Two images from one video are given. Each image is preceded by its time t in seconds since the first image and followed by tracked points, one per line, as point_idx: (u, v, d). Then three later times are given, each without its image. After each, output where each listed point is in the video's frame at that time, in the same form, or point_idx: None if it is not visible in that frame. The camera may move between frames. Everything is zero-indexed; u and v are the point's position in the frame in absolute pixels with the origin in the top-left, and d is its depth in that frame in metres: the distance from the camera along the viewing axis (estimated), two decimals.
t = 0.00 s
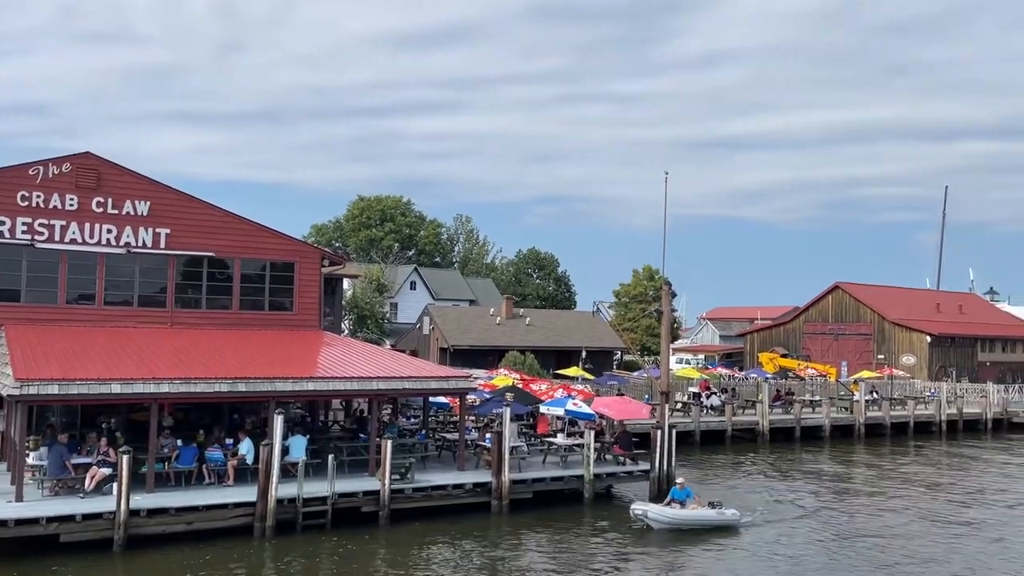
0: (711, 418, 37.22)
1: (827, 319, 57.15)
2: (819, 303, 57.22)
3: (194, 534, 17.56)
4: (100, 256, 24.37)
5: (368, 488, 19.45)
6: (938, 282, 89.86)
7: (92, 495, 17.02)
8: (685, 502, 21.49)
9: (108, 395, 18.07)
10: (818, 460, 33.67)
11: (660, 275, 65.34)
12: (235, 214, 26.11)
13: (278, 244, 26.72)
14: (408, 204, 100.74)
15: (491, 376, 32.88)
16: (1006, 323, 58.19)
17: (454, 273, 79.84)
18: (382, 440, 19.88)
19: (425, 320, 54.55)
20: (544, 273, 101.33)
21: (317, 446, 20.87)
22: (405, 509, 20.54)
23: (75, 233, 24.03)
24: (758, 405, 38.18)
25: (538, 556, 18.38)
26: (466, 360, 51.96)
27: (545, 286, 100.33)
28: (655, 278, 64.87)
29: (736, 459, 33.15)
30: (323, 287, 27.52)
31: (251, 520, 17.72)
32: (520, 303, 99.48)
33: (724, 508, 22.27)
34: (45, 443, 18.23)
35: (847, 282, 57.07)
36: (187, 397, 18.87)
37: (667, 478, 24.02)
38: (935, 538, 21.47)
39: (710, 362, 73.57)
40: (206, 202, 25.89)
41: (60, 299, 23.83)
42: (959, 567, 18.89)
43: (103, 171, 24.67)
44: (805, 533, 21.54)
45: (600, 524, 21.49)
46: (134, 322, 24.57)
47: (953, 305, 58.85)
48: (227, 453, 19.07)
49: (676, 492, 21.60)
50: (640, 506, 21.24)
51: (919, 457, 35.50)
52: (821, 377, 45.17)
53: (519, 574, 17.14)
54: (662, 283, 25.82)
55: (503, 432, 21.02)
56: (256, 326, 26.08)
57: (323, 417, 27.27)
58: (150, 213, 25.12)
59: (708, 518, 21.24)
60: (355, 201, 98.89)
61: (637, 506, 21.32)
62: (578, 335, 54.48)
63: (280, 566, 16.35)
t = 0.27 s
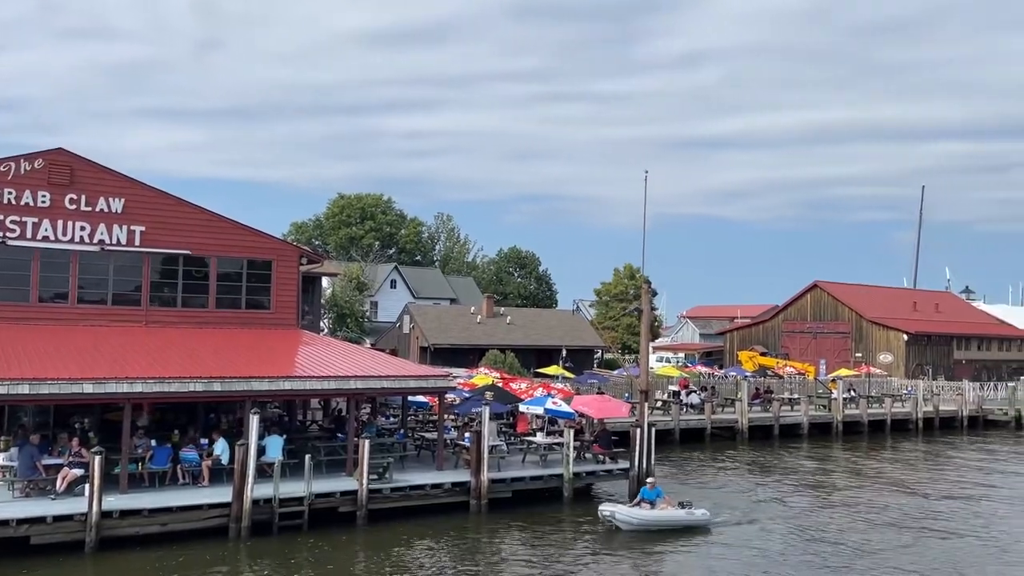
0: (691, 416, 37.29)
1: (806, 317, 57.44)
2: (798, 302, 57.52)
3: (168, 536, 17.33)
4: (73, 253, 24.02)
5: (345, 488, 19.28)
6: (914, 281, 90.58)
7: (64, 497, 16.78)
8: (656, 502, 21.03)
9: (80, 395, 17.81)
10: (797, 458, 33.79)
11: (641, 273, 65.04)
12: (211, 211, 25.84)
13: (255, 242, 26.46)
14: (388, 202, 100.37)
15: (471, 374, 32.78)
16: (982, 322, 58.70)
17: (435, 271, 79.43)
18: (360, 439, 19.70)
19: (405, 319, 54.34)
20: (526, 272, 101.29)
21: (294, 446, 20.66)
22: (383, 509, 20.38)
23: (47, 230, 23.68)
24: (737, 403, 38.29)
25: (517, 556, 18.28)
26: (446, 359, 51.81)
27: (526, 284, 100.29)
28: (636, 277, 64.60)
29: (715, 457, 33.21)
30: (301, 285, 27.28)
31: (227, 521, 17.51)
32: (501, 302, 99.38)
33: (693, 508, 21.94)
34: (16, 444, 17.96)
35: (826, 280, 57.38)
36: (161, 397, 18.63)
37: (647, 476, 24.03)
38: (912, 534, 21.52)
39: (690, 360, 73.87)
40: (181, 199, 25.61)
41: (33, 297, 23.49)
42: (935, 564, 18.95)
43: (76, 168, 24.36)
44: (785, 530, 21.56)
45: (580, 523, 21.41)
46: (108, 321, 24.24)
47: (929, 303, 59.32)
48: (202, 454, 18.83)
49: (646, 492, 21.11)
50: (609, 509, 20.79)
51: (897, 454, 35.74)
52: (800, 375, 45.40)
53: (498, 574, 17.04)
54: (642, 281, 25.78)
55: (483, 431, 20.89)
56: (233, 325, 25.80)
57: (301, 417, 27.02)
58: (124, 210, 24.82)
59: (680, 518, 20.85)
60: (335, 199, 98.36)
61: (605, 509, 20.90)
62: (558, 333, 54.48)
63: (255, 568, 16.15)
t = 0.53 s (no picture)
0: (670, 414, 37.30)
1: (785, 316, 57.67)
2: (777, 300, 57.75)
3: (141, 538, 17.09)
4: (45, 251, 23.65)
5: (322, 489, 19.08)
6: (892, 279, 91.21)
7: (34, 499, 16.53)
8: (627, 502, 20.71)
9: (51, 395, 17.52)
10: (776, 456, 33.86)
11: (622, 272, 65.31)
12: (187, 209, 25.54)
13: (232, 240, 26.17)
14: (368, 200, 99.90)
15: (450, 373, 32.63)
16: (959, 320, 59.17)
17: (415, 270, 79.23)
18: (337, 439, 19.50)
19: (384, 318, 54.07)
20: (507, 270, 101.13)
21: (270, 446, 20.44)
22: (361, 509, 20.20)
23: (19, 227, 23.32)
24: (717, 401, 38.34)
25: (496, 556, 18.16)
26: (426, 358, 51.61)
27: (508, 283, 100.16)
28: (617, 275, 64.86)
29: (695, 455, 33.21)
30: (278, 283, 27.01)
31: (200, 522, 17.29)
32: (482, 300, 99.20)
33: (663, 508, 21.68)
34: None
35: (804, 279, 57.63)
36: (135, 397, 18.36)
37: (626, 474, 24.01)
38: (889, 531, 21.59)
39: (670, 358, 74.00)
40: (156, 196, 25.30)
41: (4, 296, 23.13)
42: (914, 561, 19.00)
43: (49, 164, 24.00)
44: (764, 528, 21.57)
45: (559, 522, 21.31)
46: (81, 320, 23.90)
47: (907, 302, 59.72)
48: (176, 454, 18.57)
49: (617, 493, 20.81)
50: (577, 510, 20.49)
51: (875, 451, 35.89)
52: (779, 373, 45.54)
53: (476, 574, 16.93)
54: (622, 280, 25.73)
55: (461, 430, 20.74)
56: (209, 324, 25.52)
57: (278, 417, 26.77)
58: (98, 207, 24.49)
59: (650, 521, 20.56)
60: (315, 197, 97.71)
61: (573, 510, 20.61)
62: (539, 332, 54.42)
63: (229, 571, 15.93)
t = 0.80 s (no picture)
0: (650, 412, 37.31)
1: (764, 314, 57.89)
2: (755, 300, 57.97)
3: (113, 541, 16.83)
4: (17, 249, 23.29)
5: (298, 489, 18.89)
6: (870, 279, 91.86)
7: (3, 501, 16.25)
8: (594, 503, 20.44)
9: (21, 395, 17.22)
10: (755, 453, 33.93)
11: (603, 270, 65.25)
12: (162, 206, 25.22)
13: (208, 238, 25.87)
14: (348, 198, 99.47)
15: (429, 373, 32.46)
16: (935, 319, 59.63)
17: (396, 268, 78.89)
18: (314, 439, 19.30)
19: (364, 317, 53.79)
20: (487, 269, 101.02)
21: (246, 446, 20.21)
22: (338, 510, 20.01)
23: None
24: (696, 399, 38.40)
25: (474, 556, 18.03)
26: (406, 356, 51.39)
27: (488, 281, 100.06)
28: (598, 274, 64.82)
29: (674, 453, 33.22)
30: (255, 281, 26.75)
31: (174, 524, 17.06)
32: (463, 299, 99.04)
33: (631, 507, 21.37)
34: None
35: (783, 278, 57.89)
36: (107, 397, 18.08)
37: (605, 473, 23.98)
38: (866, 528, 21.68)
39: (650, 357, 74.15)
40: (131, 193, 24.99)
41: None
42: (891, 558, 19.06)
43: (20, 161, 23.63)
44: (743, 525, 21.58)
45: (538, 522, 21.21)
46: (54, 319, 23.53)
47: (884, 301, 60.13)
48: (150, 455, 18.32)
49: (583, 494, 20.54)
50: (541, 512, 20.18)
51: (853, 449, 36.05)
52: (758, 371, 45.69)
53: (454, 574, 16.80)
54: (602, 278, 25.66)
55: (440, 430, 20.62)
56: (184, 323, 25.23)
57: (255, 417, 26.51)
58: (71, 205, 24.14)
59: (614, 520, 20.25)
60: (294, 195, 97.17)
61: (536, 512, 20.30)
62: (519, 331, 54.31)
63: (202, 573, 15.73)
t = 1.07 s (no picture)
0: (631, 411, 37.29)
1: (744, 313, 58.07)
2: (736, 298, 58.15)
3: (86, 543, 16.58)
4: None
5: (275, 489, 18.69)
6: (850, 278, 92.43)
7: None
8: (562, 505, 20.20)
9: None
10: (735, 451, 33.99)
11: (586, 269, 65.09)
12: (137, 204, 24.91)
13: (184, 236, 25.59)
14: (328, 196, 98.97)
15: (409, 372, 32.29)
16: (913, 317, 60.04)
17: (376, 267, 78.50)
18: (291, 439, 19.10)
19: (344, 316, 53.48)
20: (469, 267, 100.85)
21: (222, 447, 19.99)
22: (316, 510, 19.82)
23: None
24: (676, 398, 38.41)
25: (453, 557, 17.90)
26: (386, 356, 51.13)
27: (470, 280, 99.90)
28: (580, 273, 64.67)
29: (653, 452, 33.23)
30: (232, 280, 26.48)
31: (148, 525, 16.83)
32: (444, 297, 98.78)
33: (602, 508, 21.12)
34: None
35: (763, 277, 58.09)
36: (80, 398, 17.81)
37: (585, 472, 23.92)
38: (845, 526, 21.73)
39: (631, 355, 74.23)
40: (105, 190, 24.66)
41: None
42: (870, 555, 19.11)
43: None
44: (722, 523, 21.58)
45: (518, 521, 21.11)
46: (26, 318, 23.18)
47: (862, 300, 60.49)
48: (123, 456, 18.07)
49: (551, 495, 20.30)
50: (505, 513, 19.94)
51: (832, 447, 36.20)
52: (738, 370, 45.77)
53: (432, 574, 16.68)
54: (582, 276, 25.57)
55: (419, 430, 20.48)
56: (160, 322, 24.93)
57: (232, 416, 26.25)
58: (44, 202, 23.81)
59: (583, 521, 20.09)
60: (274, 193, 96.58)
61: (501, 513, 20.08)
62: (500, 330, 54.17)
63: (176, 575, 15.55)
